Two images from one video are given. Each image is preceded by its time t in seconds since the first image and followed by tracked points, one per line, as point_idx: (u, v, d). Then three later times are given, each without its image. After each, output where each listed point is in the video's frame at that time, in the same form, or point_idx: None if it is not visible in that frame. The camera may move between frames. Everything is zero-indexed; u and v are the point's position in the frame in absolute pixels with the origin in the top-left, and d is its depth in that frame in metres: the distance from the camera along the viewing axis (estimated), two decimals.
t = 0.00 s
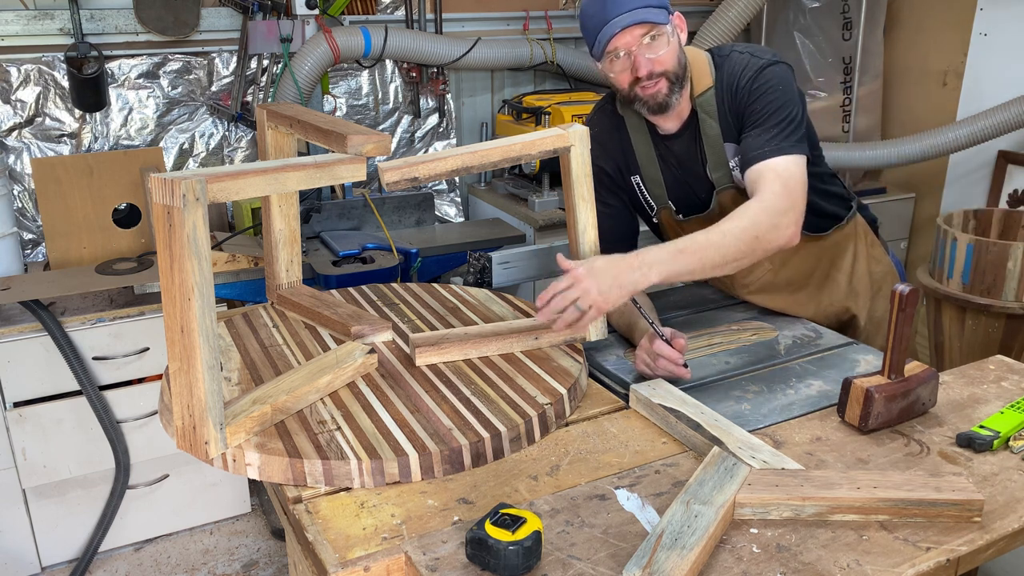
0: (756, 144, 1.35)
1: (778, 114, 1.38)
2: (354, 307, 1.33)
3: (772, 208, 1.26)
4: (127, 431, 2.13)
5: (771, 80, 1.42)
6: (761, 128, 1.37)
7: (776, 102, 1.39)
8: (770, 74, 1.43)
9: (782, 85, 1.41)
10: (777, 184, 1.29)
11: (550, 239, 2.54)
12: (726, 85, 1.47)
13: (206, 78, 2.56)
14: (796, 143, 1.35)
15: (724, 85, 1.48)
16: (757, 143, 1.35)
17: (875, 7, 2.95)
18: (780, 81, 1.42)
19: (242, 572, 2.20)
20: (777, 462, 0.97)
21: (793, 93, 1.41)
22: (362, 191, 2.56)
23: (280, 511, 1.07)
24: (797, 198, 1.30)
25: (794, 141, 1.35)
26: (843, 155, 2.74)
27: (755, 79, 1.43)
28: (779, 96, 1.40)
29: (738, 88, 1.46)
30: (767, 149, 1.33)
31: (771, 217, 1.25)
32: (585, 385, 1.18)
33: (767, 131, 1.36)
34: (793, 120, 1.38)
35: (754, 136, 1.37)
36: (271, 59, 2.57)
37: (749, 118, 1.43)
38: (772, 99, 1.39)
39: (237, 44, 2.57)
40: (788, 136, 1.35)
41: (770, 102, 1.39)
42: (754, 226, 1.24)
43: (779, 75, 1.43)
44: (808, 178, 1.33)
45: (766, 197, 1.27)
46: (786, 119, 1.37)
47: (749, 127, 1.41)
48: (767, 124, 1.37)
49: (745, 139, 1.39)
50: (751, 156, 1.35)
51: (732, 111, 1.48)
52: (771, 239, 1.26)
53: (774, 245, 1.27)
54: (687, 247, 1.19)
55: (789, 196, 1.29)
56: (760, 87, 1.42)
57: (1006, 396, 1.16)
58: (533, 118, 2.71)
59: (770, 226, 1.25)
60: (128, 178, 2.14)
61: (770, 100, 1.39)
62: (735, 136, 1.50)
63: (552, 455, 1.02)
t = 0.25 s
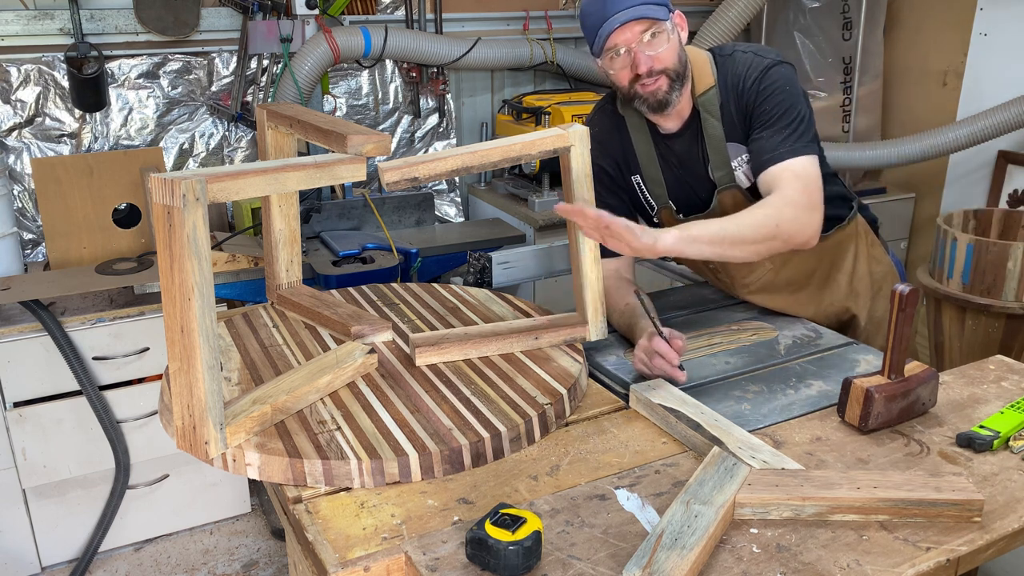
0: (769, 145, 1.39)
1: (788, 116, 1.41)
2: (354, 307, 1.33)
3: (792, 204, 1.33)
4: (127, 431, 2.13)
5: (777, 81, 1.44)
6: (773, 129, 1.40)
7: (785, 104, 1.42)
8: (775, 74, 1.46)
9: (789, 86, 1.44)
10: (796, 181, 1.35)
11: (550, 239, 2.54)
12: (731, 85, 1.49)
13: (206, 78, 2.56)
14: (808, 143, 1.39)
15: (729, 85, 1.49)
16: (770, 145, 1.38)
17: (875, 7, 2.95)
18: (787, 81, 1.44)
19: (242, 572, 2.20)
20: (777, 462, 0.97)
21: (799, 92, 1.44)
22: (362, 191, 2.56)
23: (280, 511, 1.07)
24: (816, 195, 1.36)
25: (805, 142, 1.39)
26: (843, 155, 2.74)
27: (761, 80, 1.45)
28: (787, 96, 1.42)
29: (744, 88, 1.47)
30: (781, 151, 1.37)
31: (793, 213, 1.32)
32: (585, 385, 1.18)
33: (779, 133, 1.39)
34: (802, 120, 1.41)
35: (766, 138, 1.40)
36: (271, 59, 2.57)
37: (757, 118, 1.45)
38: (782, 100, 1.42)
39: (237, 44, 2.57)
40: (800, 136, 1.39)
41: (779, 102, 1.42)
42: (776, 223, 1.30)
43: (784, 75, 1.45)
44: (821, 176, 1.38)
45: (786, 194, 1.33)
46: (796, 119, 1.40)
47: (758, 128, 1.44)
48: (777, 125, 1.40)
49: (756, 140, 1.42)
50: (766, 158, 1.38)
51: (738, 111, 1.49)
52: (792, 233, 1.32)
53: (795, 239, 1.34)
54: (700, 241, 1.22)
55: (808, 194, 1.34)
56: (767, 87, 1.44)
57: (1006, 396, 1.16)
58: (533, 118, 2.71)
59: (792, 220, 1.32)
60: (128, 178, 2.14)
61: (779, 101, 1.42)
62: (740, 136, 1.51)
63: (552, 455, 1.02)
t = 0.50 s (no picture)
0: (776, 144, 1.40)
1: (793, 114, 1.42)
2: (354, 307, 1.33)
3: (806, 201, 1.34)
4: (127, 431, 2.13)
5: (779, 79, 1.45)
6: (778, 127, 1.41)
7: (789, 101, 1.43)
8: (777, 72, 1.46)
9: (791, 84, 1.45)
10: (807, 178, 1.36)
11: (550, 239, 2.54)
12: (733, 85, 1.49)
13: (206, 78, 2.56)
14: (814, 139, 1.40)
15: (731, 84, 1.49)
16: (776, 143, 1.40)
17: (875, 7, 2.95)
18: (789, 79, 1.45)
19: (242, 572, 2.20)
20: (783, 460, 0.97)
21: (802, 89, 1.45)
22: (362, 191, 2.56)
23: (280, 511, 1.07)
24: (826, 192, 1.37)
25: (811, 139, 1.40)
26: (843, 155, 2.74)
27: (763, 78, 1.46)
28: (791, 93, 1.43)
29: (747, 87, 1.48)
30: (789, 149, 1.38)
31: (806, 210, 1.33)
32: (585, 385, 1.18)
33: (784, 131, 1.40)
34: (807, 117, 1.42)
35: (773, 136, 1.41)
36: (271, 59, 2.57)
37: (761, 116, 1.45)
38: (785, 97, 1.43)
39: (237, 44, 2.57)
40: (806, 133, 1.40)
41: (782, 100, 1.43)
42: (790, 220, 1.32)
43: (785, 73, 1.46)
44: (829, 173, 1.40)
45: (798, 190, 1.34)
46: (800, 116, 1.41)
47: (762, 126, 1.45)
48: (783, 122, 1.41)
49: (762, 138, 1.43)
50: (774, 156, 1.39)
51: (740, 109, 1.50)
52: (806, 230, 1.34)
53: (809, 235, 1.35)
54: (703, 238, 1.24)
55: (819, 190, 1.36)
56: (769, 86, 1.44)
57: (1006, 396, 1.16)
58: (533, 118, 2.71)
59: (807, 217, 1.33)
60: (128, 178, 2.14)
61: (783, 99, 1.43)
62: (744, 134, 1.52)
63: (552, 455, 1.02)
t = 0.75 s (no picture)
0: (778, 146, 1.40)
1: (795, 115, 1.42)
2: (354, 307, 1.33)
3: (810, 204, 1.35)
4: (127, 431, 2.13)
5: (780, 80, 1.45)
6: (780, 129, 1.42)
7: (791, 103, 1.43)
8: (778, 73, 1.46)
9: (793, 86, 1.45)
10: (810, 180, 1.37)
11: (550, 239, 2.54)
12: (734, 86, 1.49)
13: (206, 78, 2.56)
14: (816, 141, 1.40)
15: (733, 85, 1.49)
16: (779, 145, 1.40)
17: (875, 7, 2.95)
18: (790, 81, 1.45)
19: (242, 572, 2.20)
20: (792, 453, 0.98)
21: (803, 91, 1.45)
22: (362, 191, 2.56)
23: (280, 511, 1.07)
24: (829, 194, 1.38)
25: (813, 141, 1.40)
26: (843, 155, 2.73)
27: (764, 79, 1.46)
28: (793, 95, 1.43)
29: (748, 88, 1.48)
30: (791, 151, 1.39)
31: (810, 213, 1.34)
32: (585, 385, 1.18)
33: (787, 133, 1.40)
34: (809, 118, 1.42)
35: (775, 138, 1.41)
36: (271, 58, 2.57)
37: (763, 118, 1.45)
38: (787, 99, 1.43)
39: (237, 44, 2.57)
40: (808, 135, 1.40)
41: (784, 102, 1.43)
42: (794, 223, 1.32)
43: (787, 74, 1.46)
44: (831, 174, 1.40)
45: (802, 193, 1.35)
46: (802, 118, 1.41)
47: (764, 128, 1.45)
48: (785, 124, 1.41)
49: (764, 140, 1.43)
50: (777, 159, 1.40)
51: (741, 110, 1.50)
52: (810, 232, 1.34)
53: (814, 237, 1.36)
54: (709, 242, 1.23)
55: (822, 193, 1.36)
56: (771, 87, 1.44)
57: (1006, 396, 1.16)
58: (533, 118, 2.71)
59: (811, 219, 1.34)
60: (128, 178, 2.14)
61: (785, 101, 1.43)
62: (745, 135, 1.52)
63: (552, 455, 1.02)
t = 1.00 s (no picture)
0: (780, 147, 1.40)
1: (796, 116, 1.42)
2: (354, 307, 1.33)
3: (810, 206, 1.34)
4: (127, 431, 2.13)
5: (782, 81, 1.45)
6: (782, 130, 1.41)
7: (792, 104, 1.43)
8: (779, 74, 1.46)
9: (794, 86, 1.45)
10: (812, 182, 1.36)
11: (550, 239, 2.54)
12: (735, 86, 1.49)
13: (206, 78, 2.56)
14: (817, 142, 1.40)
15: (734, 85, 1.49)
16: (780, 146, 1.40)
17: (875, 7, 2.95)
18: (792, 82, 1.45)
19: (242, 572, 2.20)
20: (792, 453, 0.98)
21: (804, 92, 1.45)
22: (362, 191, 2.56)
23: (280, 511, 1.07)
24: (831, 195, 1.37)
25: (815, 142, 1.40)
26: (843, 155, 2.73)
27: (766, 80, 1.46)
28: (794, 97, 1.43)
29: (750, 88, 1.47)
30: (792, 152, 1.38)
31: (810, 214, 1.33)
32: (585, 385, 1.18)
33: (788, 134, 1.40)
34: (810, 119, 1.42)
35: (776, 138, 1.41)
36: (271, 58, 2.57)
37: (764, 119, 1.45)
38: (789, 100, 1.43)
39: (237, 44, 2.57)
40: (809, 136, 1.40)
41: (785, 103, 1.43)
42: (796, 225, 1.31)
43: (788, 75, 1.46)
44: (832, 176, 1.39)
45: (803, 195, 1.34)
46: (803, 120, 1.41)
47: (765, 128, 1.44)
48: (786, 125, 1.41)
49: (765, 141, 1.43)
50: (779, 160, 1.39)
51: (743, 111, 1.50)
52: (810, 234, 1.34)
53: (815, 239, 1.35)
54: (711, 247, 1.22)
55: (823, 194, 1.36)
56: (772, 88, 1.44)
57: (1006, 396, 1.16)
58: (533, 118, 2.71)
59: (811, 222, 1.33)
60: (128, 178, 2.14)
61: (786, 102, 1.43)
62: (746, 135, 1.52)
63: (552, 455, 1.02)
